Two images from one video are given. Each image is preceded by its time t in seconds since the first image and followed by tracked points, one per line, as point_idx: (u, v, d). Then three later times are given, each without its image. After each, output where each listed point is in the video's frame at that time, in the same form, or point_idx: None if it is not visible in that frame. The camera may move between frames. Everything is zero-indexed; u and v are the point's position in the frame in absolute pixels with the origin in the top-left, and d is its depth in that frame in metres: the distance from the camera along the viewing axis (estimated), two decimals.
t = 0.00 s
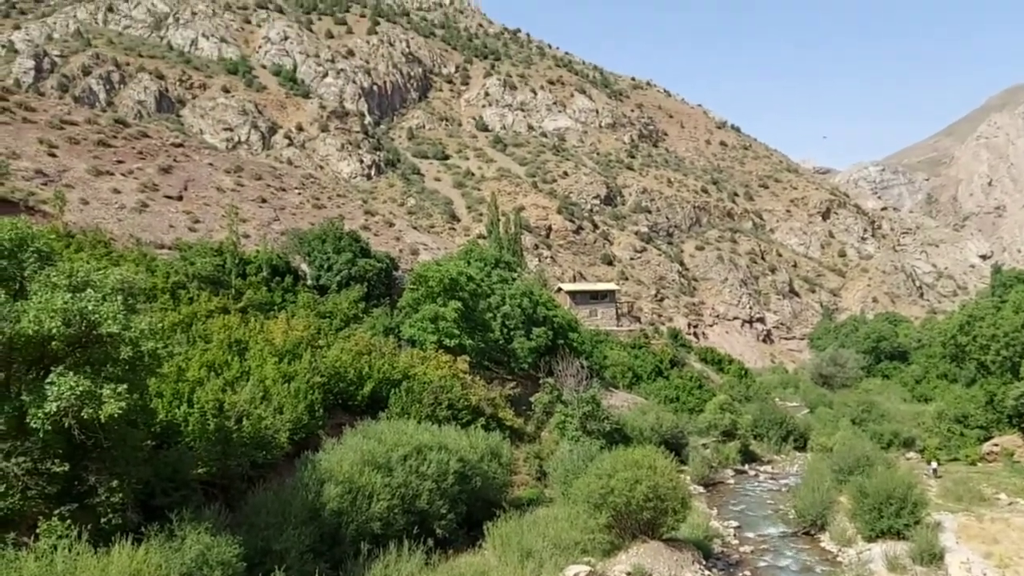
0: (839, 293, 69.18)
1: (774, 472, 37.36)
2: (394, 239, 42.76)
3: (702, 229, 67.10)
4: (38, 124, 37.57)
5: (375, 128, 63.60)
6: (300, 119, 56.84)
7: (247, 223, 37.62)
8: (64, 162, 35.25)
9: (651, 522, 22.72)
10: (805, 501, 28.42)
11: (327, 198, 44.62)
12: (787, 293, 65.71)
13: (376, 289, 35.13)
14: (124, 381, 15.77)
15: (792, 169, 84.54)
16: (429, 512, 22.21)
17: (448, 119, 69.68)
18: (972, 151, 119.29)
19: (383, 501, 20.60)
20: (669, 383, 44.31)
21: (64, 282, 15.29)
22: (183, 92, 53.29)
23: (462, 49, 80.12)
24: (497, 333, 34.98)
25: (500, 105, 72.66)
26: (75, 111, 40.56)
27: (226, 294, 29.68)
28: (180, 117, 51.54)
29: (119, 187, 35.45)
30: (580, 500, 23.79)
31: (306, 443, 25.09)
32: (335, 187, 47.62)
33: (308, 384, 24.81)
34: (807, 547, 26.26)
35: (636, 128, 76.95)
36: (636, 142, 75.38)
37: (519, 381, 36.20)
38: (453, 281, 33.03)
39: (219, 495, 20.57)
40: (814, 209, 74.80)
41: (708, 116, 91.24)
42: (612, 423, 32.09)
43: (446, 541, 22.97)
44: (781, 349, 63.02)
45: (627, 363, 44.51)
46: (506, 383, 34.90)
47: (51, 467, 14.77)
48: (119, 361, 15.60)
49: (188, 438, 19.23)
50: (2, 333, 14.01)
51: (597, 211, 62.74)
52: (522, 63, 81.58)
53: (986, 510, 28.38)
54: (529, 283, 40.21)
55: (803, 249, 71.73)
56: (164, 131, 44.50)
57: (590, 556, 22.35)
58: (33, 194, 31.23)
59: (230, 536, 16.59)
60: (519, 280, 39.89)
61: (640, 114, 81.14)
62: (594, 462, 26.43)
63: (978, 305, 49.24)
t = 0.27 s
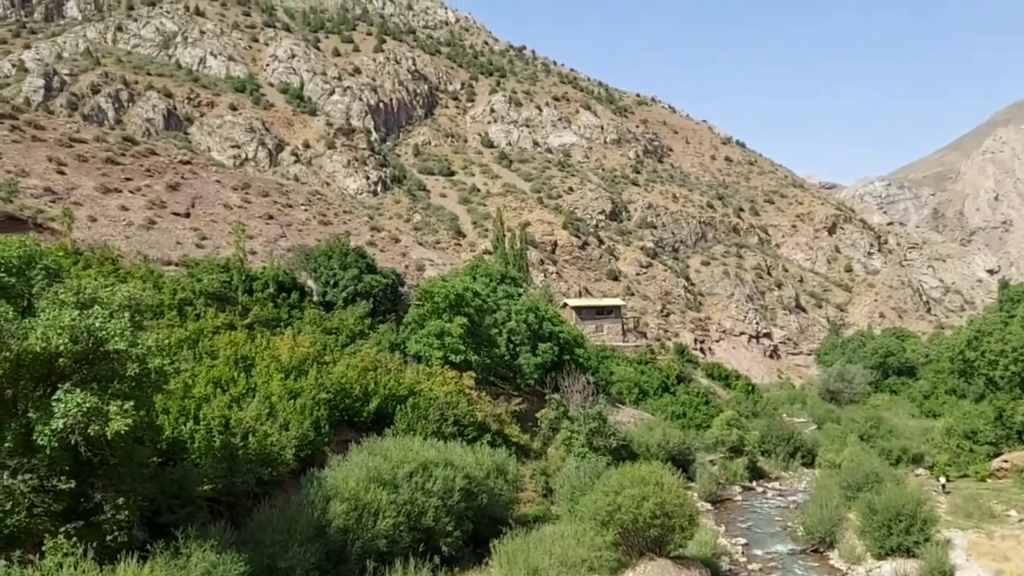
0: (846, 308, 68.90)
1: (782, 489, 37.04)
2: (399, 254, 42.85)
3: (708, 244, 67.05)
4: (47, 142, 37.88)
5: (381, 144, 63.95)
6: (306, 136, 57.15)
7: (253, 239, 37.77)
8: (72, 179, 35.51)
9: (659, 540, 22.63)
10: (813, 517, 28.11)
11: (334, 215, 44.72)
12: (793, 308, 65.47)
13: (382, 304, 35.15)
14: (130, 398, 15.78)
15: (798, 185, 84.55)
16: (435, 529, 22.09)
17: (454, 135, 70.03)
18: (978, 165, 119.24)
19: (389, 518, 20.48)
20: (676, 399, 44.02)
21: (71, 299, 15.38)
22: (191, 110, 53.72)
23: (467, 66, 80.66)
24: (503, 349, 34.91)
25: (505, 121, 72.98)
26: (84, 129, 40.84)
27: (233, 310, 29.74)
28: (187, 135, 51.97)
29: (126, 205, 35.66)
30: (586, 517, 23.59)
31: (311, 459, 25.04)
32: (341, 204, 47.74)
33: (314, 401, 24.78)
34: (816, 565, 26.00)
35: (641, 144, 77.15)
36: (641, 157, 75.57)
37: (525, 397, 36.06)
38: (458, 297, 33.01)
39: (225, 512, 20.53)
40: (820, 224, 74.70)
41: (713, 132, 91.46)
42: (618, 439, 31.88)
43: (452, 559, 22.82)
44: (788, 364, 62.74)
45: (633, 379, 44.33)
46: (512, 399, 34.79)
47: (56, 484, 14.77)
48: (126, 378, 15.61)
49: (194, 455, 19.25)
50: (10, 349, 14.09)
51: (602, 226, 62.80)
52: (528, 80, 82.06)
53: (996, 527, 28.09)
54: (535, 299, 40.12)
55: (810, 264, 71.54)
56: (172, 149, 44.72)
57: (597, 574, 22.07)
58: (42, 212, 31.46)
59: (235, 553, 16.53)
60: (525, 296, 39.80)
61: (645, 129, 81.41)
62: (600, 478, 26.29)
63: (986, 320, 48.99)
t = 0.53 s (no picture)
0: (854, 319, 68.58)
1: (791, 501, 36.79)
2: (406, 266, 42.95)
3: (715, 255, 66.92)
4: (56, 155, 38.13)
5: (388, 156, 64.21)
6: (314, 148, 57.39)
7: (261, 252, 37.93)
8: (81, 193, 35.74)
9: (666, 552, 22.90)
10: (823, 529, 27.79)
11: (341, 227, 44.79)
12: (801, 319, 65.15)
13: (389, 316, 35.17)
14: (138, 410, 15.83)
15: (804, 195, 84.44)
16: (441, 542, 21.99)
17: (460, 147, 70.29)
18: (986, 175, 119.09)
19: (396, 530, 20.38)
20: (683, 410, 43.71)
21: (80, 312, 15.48)
22: (200, 123, 54.09)
23: (474, 79, 81.08)
24: (509, 361, 34.85)
25: (511, 133, 73.18)
26: (93, 142, 41.01)
27: (240, 322, 29.82)
28: (195, 148, 52.35)
29: (135, 217, 35.86)
30: (593, 529, 23.49)
31: (318, 471, 25.01)
32: (348, 215, 47.82)
33: (320, 412, 24.81)
34: None
35: (647, 155, 77.23)
36: (647, 169, 75.63)
37: (532, 409, 36.00)
38: (465, 308, 32.96)
39: (232, 524, 20.51)
40: (827, 234, 74.55)
41: (719, 143, 91.51)
42: (626, 451, 31.69)
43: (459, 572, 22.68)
44: (796, 375, 62.42)
45: (640, 391, 44.15)
46: (519, 410, 34.74)
47: (64, 496, 14.80)
48: (134, 390, 15.66)
49: (201, 467, 19.25)
50: (19, 361, 14.16)
51: (609, 237, 62.79)
52: (534, 92, 82.37)
53: (1008, 539, 27.86)
54: (542, 310, 39.99)
55: (817, 274, 71.29)
56: (180, 162, 44.79)
57: None
58: (51, 225, 31.64)
59: (242, 566, 16.48)
60: (531, 307, 39.70)
61: (651, 141, 81.54)
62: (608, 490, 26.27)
63: (995, 330, 48.73)
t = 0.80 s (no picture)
0: (867, 330, 68.09)
1: (805, 514, 36.44)
2: (417, 279, 43.04)
3: (726, 266, 66.68)
4: (71, 171, 38.53)
5: (399, 170, 64.52)
6: (325, 162, 57.71)
7: (273, 265, 38.14)
8: (96, 207, 36.09)
9: (679, 567, 22.69)
10: (838, 542, 27.45)
11: (352, 240, 44.90)
12: (813, 331, 64.69)
13: (399, 328, 35.18)
14: (151, 423, 15.90)
15: (816, 206, 84.12)
16: (453, 555, 21.89)
17: (470, 160, 70.55)
18: (999, 186, 118.46)
19: (407, 544, 20.31)
20: (695, 422, 43.40)
21: (93, 326, 15.62)
22: (212, 138, 54.56)
23: (484, 92, 81.50)
24: (520, 373, 34.79)
25: (521, 145, 73.39)
26: (107, 157, 41.24)
27: (252, 335, 29.95)
28: (208, 163, 52.82)
29: (148, 232, 36.15)
30: (605, 543, 23.34)
31: (330, 484, 25.01)
32: (359, 228, 47.91)
33: (332, 425, 24.83)
34: None
35: (657, 167, 77.22)
36: (658, 180, 75.59)
37: (543, 422, 35.88)
38: (475, 320, 32.91)
39: (244, 537, 20.51)
40: (839, 246, 74.19)
41: (730, 154, 91.43)
42: (638, 464, 31.48)
43: None
44: (809, 388, 61.95)
45: (652, 403, 43.92)
46: (530, 423, 34.63)
47: (77, 510, 14.86)
48: (147, 404, 15.73)
49: (213, 481, 19.32)
50: (33, 375, 14.31)
51: (619, 249, 62.74)
52: (544, 105, 82.67)
53: None
54: (553, 322, 39.83)
55: (829, 286, 70.88)
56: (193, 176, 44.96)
57: None
58: (66, 239, 31.95)
59: None
60: (542, 320, 39.57)
61: (661, 153, 81.56)
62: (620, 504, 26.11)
63: (1011, 342, 48.27)
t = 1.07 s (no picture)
0: (886, 342, 67.31)
1: (826, 528, 35.94)
2: (433, 291, 43.12)
3: (743, 278, 66.25)
4: (92, 186, 39.02)
5: (414, 183, 64.83)
6: (342, 176, 58.02)
7: (290, 278, 38.37)
8: (116, 222, 36.51)
9: None
10: (859, 558, 26.85)
11: (368, 253, 45.01)
12: (832, 342, 63.91)
13: (416, 341, 35.17)
14: (170, 437, 16.00)
15: (833, 217, 83.52)
16: (470, 570, 21.77)
17: (485, 173, 70.74)
18: (1019, 195, 117.20)
19: (424, 558, 20.22)
20: (714, 435, 42.99)
21: (113, 340, 15.83)
22: (230, 152, 55.10)
23: (498, 105, 81.89)
24: (536, 386, 34.69)
25: (536, 158, 73.49)
26: (127, 173, 41.59)
27: (270, 348, 30.08)
28: (226, 177, 53.39)
29: (167, 246, 36.49)
30: (623, 558, 23.13)
31: (347, 498, 24.99)
32: (375, 242, 48.00)
33: (348, 439, 24.84)
34: None
35: (673, 178, 77.03)
36: (673, 192, 75.40)
37: (560, 434, 35.69)
38: (492, 333, 32.80)
39: (261, 551, 20.52)
40: (857, 256, 73.55)
41: (746, 165, 91.09)
42: (655, 477, 31.20)
43: None
44: (828, 400, 61.23)
45: (670, 416, 43.58)
46: (547, 436, 34.47)
47: (96, 523, 14.96)
48: (166, 417, 15.84)
49: (231, 494, 19.46)
50: (54, 389, 14.49)
51: (635, 261, 62.55)
52: (558, 117, 82.86)
53: None
54: (569, 334, 39.53)
55: (848, 297, 70.21)
56: (212, 191, 45.12)
57: None
58: (86, 254, 32.33)
59: None
60: (559, 331, 39.30)
61: (677, 164, 81.40)
62: (638, 518, 25.89)
63: None
